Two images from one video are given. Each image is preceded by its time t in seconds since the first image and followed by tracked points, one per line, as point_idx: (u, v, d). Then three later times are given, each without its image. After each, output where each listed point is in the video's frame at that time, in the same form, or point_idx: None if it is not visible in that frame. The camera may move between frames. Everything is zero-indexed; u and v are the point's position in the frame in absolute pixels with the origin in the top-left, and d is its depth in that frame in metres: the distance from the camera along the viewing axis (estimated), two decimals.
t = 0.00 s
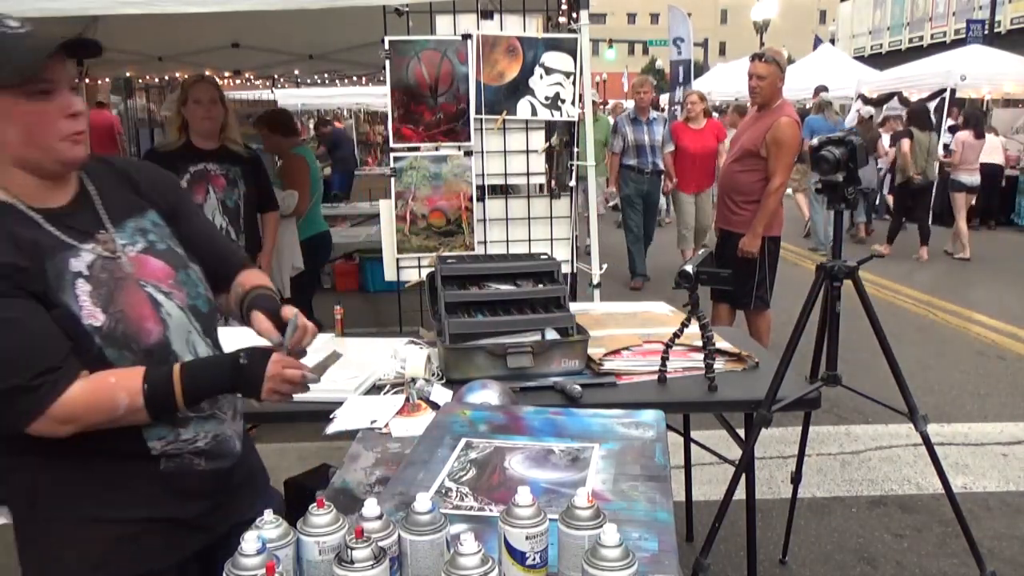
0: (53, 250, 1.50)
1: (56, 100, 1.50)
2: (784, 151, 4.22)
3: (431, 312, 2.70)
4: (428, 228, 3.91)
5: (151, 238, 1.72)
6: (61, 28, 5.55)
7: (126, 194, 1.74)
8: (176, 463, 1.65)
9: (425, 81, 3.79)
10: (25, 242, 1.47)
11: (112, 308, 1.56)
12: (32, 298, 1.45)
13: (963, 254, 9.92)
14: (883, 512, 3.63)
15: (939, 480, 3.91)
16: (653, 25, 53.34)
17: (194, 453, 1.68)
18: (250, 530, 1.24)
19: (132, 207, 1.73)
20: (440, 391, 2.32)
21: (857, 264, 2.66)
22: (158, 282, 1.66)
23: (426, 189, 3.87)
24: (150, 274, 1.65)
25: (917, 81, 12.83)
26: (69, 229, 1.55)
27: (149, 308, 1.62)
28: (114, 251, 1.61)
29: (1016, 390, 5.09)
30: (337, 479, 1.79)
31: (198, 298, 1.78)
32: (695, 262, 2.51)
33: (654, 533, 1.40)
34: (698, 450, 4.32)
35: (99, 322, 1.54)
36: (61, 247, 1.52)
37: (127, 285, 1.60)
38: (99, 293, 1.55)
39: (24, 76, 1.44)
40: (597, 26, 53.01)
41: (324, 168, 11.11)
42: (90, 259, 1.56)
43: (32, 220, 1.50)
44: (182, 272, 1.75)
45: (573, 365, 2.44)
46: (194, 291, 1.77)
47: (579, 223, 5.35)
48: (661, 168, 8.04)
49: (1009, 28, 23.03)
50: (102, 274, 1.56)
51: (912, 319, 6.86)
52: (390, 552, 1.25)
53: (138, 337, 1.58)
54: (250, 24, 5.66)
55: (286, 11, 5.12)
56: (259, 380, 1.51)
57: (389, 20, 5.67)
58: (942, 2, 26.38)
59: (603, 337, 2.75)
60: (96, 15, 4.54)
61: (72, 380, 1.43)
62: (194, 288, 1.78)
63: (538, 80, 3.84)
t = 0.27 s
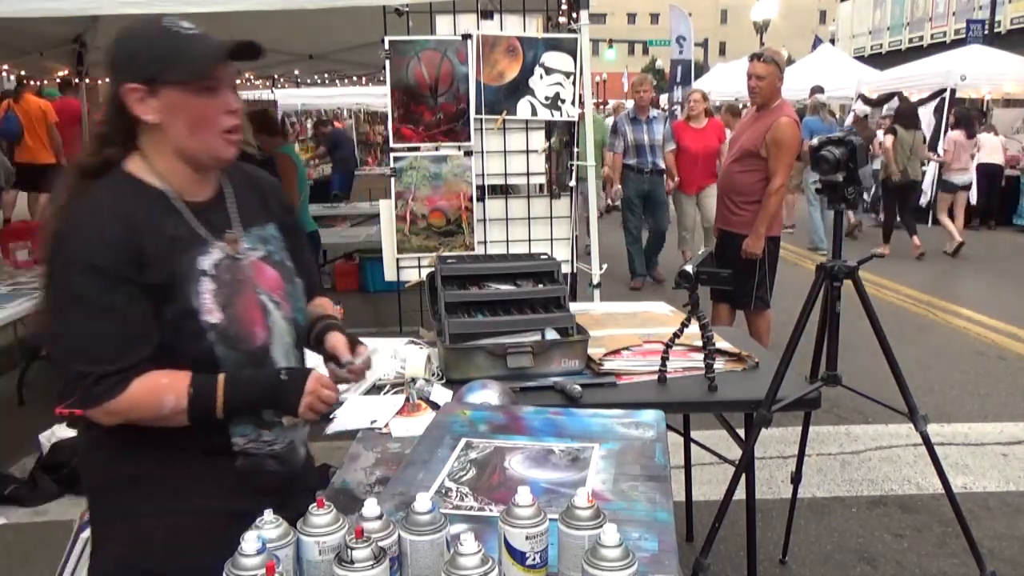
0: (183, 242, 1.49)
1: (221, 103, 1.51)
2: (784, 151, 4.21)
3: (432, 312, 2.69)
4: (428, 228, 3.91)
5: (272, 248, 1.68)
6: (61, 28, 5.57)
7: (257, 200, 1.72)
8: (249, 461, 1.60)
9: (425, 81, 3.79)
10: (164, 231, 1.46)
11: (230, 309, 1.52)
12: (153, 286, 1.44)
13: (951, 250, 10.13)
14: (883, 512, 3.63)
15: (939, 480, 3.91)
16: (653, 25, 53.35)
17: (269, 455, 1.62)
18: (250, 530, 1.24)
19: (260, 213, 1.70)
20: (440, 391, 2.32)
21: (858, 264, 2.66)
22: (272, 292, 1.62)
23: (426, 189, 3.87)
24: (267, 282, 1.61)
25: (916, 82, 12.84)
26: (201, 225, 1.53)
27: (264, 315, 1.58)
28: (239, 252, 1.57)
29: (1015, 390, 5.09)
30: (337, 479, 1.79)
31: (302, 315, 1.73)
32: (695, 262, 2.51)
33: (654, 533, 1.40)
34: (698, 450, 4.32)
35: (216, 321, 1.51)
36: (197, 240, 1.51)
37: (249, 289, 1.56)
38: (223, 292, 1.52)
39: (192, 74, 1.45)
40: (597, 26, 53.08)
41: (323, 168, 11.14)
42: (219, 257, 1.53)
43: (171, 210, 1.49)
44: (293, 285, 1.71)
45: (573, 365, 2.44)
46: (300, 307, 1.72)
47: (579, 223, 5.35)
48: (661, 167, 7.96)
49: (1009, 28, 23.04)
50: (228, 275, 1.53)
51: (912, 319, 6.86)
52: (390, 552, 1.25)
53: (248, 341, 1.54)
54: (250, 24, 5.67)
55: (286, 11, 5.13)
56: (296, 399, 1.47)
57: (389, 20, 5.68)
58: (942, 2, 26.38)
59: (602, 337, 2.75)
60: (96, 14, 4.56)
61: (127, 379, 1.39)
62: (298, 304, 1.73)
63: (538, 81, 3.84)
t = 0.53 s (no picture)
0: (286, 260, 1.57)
1: (360, 148, 1.55)
2: (783, 151, 4.21)
3: (432, 312, 2.69)
4: (427, 228, 3.91)
5: (350, 279, 1.77)
6: (61, 28, 5.56)
7: (351, 229, 1.81)
8: (260, 464, 1.66)
9: (424, 81, 3.79)
10: (270, 242, 1.54)
11: (306, 331, 1.62)
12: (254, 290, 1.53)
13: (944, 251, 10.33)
14: (883, 512, 3.63)
15: (939, 480, 3.91)
16: (653, 25, 53.32)
17: (279, 462, 1.69)
18: (250, 530, 1.24)
19: (349, 242, 1.78)
20: (440, 391, 2.32)
21: (858, 264, 2.66)
22: (342, 323, 1.72)
23: (426, 189, 3.88)
24: (339, 312, 1.71)
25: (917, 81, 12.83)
26: (301, 244, 1.62)
27: (332, 343, 1.68)
28: (324, 280, 1.67)
29: (1016, 390, 5.09)
30: (337, 479, 1.79)
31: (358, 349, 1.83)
32: (695, 262, 2.51)
33: (654, 533, 1.40)
34: (698, 450, 4.32)
35: (292, 340, 1.60)
36: (296, 261, 1.60)
37: (325, 317, 1.66)
38: (304, 314, 1.62)
39: (344, 116, 1.48)
40: (597, 26, 53.06)
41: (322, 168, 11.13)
42: (309, 280, 1.63)
43: (281, 222, 1.58)
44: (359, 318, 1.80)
45: (573, 365, 2.44)
46: (360, 342, 1.82)
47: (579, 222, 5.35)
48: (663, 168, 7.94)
49: (1009, 28, 23.02)
50: (311, 300, 1.63)
51: (912, 319, 6.86)
52: (390, 553, 1.25)
53: (312, 364, 1.64)
54: (251, 24, 5.66)
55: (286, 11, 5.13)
56: (345, 413, 1.58)
57: (389, 20, 5.68)
58: (942, 2, 26.35)
59: (603, 337, 2.75)
60: (96, 14, 4.55)
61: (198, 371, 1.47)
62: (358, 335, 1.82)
63: (538, 80, 3.84)
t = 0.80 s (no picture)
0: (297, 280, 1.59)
1: (395, 208, 1.54)
2: (783, 151, 4.21)
3: (432, 313, 2.69)
4: (428, 227, 3.96)
5: (360, 309, 1.78)
6: (61, 28, 5.56)
7: (370, 260, 1.81)
8: (246, 468, 1.66)
9: (425, 81, 3.80)
10: (286, 260, 1.56)
11: (304, 351, 1.64)
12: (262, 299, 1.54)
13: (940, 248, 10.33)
14: (883, 512, 3.63)
15: (939, 480, 3.91)
16: (653, 25, 53.32)
17: (265, 470, 1.68)
18: (250, 530, 1.25)
19: (365, 272, 1.79)
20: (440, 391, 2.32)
21: (858, 264, 2.66)
22: (341, 350, 1.74)
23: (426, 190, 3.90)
24: (339, 340, 1.72)
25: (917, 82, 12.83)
26: (317, 270, 1.63)
27: (326, 369, 1.69)
28: (331, 305, 1.68)
29: (1016, 390, 5.08)
30: (337, 479, 1.79)
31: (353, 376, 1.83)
32: (695, 261, 2.51)
33: (654, 533, 1.40)
34: (698, 450, 4.32)
35: (288, 357, 1.62)
36: (308, 285, 1.61)
37: (324, 341, 1.68)
38: (304, 336, 1.64)
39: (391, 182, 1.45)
40: (597, 26, 53.06)
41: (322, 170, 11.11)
42: (315, 304, 1.64)
43: (301, 245, 1.59)
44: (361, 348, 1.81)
45: (573, 365, 2.44)
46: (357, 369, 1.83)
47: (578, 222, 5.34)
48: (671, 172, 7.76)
49: (1009, 28, 23.02)
50: (314, 323, 1.65)
51: (912, 319, 6.86)
52: (390, 553, 1.25)
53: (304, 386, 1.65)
54: (250, 24, 5.66)
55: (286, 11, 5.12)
56: (328, 424, 1.52)
57: (389, 20, 5.67)
58: (942, 2, 26.36)
59: (602, 337, 2.75)
60: (96, 15, 4.55)
61: (177, 361, 1.43)
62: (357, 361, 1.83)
63: (538, 80, 3.84)
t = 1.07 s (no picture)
0: (260, 322, 1.58)
1: (375, 236, 1.56)
2: (783, 152, 4.21)
3: (432, 313, 2.69)
4: (428, 227, 3.93)
5: (329, 338, 1.79)
6: (61, 27, 5.56)
7: (343, 287, 1.81)
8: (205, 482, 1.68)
9: (425, 81, 3.79)
10: (249, 305, 1.55)
11: (264, 389, 1.65)
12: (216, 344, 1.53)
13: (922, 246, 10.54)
14: (882, 512, 3.63)
15: (939, 480, 3.91)
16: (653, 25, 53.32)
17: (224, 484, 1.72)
18: (250, 530, 1.25)
19: (337, 300, 1.79)
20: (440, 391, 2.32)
21: (858, 264, 2.66)
22: (307, 383, 1.75)
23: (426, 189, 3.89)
24: (303, 374, 1.73)
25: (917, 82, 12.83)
26: (287, 306, 1.63)
27: (288, 403, 1.71)
28: (302, 338, 1.69)
29: (1016, 390, 5.08)
30: (337, 479, 1.79)
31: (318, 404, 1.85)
32: (695, 262, 2.51)
33: (654, 533, 1.40)
34: (698, 451, 4.32)
35: (247, 395, 1.63)
36: (273, 324, 1.61)
37: (288, 378, 1.69)
38: (266, 375, 1.64)
39: (371, 209, 1.47)
40: (597, 26, 53.08)
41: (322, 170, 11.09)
42: (281, 342, 1.64)
43: (272, 281, 1.59)
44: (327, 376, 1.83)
45: (573, 365, 2.44)
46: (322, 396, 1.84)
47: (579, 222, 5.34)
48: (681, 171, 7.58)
49: (1009, 28, 23.03)
50: (277, 361, 1.65)
51: (912, 319, 6.86)
52: (390, 552, 1.25)
53: (263, 420, 1.68)
54: (250, 24, 5.66)
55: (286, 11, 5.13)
56: (215, 511, 1.43)
57: (389, 20, 5.67)
58: (942, 2, 26.36)
59: (602, 337, 2.75)
60: (97, 15, 4.55)
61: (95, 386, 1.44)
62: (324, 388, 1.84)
63: (538, 80, 3.84)
